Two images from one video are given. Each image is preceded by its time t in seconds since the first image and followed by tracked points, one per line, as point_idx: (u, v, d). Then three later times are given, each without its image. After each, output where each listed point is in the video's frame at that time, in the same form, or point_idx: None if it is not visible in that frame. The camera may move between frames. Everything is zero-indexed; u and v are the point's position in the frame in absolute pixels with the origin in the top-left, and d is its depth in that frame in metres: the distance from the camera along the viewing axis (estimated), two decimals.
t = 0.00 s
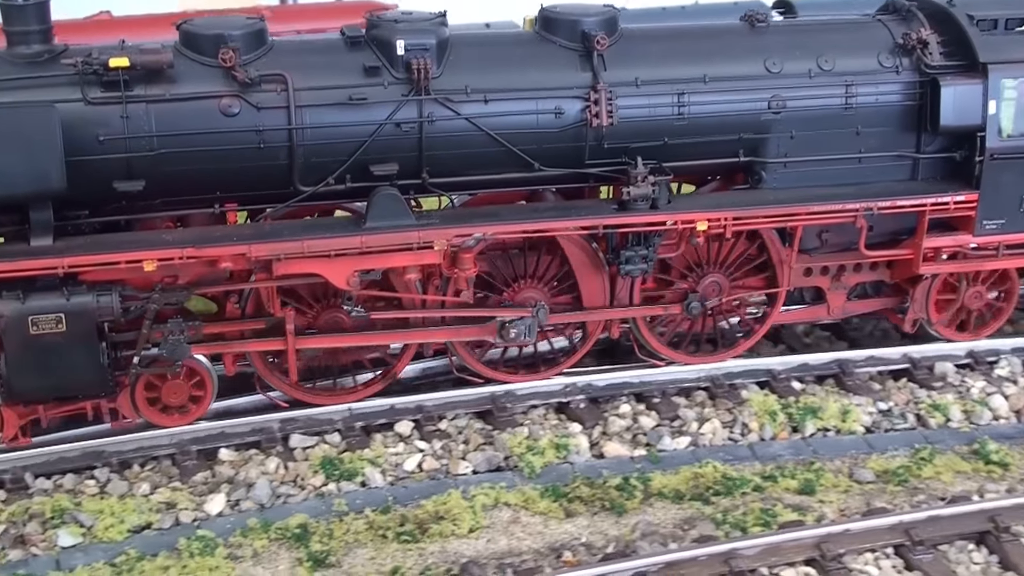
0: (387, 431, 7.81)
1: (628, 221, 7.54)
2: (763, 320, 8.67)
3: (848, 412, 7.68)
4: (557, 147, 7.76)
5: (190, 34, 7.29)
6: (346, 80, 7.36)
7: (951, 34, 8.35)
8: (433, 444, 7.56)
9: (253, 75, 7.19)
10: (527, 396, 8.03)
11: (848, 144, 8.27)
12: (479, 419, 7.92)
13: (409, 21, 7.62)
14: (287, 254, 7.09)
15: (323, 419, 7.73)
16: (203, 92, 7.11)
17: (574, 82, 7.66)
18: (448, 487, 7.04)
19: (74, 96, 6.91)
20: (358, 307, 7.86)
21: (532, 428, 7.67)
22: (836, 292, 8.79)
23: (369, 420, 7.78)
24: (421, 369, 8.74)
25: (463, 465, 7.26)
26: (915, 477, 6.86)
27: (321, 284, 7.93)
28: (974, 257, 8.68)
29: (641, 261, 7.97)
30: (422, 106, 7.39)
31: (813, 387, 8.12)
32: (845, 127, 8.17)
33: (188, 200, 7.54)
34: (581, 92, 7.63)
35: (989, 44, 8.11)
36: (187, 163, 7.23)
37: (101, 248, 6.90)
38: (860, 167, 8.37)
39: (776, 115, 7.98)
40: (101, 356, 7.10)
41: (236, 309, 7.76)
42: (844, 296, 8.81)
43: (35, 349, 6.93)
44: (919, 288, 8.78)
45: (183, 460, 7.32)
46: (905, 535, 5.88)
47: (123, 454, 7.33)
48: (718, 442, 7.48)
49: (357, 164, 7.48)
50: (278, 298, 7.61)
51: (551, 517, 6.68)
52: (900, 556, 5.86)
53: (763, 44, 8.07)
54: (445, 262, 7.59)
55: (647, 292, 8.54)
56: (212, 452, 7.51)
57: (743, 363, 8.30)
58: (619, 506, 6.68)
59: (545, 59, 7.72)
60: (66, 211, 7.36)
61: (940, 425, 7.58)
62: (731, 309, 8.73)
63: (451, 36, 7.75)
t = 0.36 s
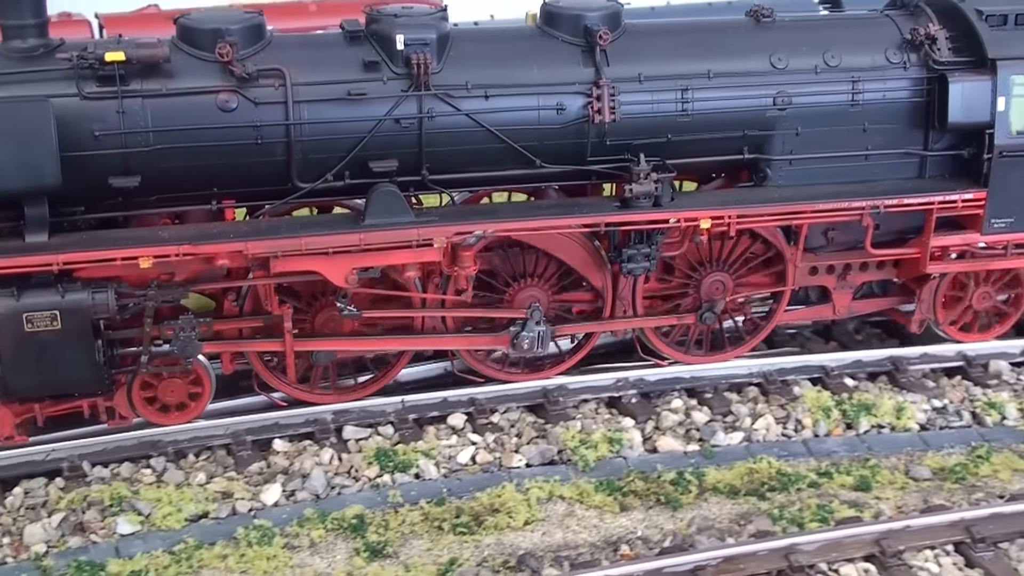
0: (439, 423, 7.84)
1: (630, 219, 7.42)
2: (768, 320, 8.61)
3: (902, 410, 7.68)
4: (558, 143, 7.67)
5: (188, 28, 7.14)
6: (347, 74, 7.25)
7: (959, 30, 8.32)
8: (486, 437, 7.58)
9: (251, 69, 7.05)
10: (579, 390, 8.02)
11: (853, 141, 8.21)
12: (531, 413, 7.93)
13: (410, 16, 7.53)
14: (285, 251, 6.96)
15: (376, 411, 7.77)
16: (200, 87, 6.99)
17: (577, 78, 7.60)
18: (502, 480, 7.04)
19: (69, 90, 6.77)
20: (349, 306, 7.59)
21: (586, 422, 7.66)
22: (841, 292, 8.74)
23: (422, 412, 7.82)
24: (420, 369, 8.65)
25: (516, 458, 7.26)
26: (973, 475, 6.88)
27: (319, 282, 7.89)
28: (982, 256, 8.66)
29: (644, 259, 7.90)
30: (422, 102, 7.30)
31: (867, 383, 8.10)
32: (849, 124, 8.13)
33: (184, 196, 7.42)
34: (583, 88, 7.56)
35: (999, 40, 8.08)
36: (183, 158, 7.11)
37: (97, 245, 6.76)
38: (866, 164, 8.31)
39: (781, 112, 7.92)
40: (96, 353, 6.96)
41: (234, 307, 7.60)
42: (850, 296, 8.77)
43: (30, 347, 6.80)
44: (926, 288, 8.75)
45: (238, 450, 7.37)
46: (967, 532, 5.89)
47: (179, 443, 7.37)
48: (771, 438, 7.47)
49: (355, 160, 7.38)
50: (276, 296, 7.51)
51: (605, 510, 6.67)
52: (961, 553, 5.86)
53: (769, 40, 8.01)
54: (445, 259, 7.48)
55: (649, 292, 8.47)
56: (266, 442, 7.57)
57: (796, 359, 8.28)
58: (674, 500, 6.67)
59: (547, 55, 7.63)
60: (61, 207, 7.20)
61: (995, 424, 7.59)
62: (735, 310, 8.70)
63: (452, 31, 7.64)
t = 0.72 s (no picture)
0: (496, 417, 7.88)
1: (629, 217, 7.33)
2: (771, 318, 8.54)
3: (960, 406, 7.66)
4: (557, 141, 7.52)
5: (180, 21, 6.95)
6: (341, 70, 7.09)
7: (964, 26, 8.16)
8: (542, 430, 7.60)
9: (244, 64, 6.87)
10: (635, 385, 8.05)
11: (858, 140, 8.07)
12: (587, 407, 7.96)
13: (407, 10, 7.33)
14: (279, 249, 6.83)
15: (433, 404, 7.82)
16: (192, 82, 6.81)
17: (575, 74, 7.44)
18: (560, 473, 7.06)
19: (60, 85, 6.60)
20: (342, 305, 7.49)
21: (642, 417, 7.67)
22: (845, 292, 8.61)
23: (478, 405, 7.87)
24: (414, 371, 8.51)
25: (574, 452, 7.29)
26: None
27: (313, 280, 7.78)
28: (987, 255, 8.48)
29: (643, 258, 7.81)
30: (418, 98, 7.14)
31: (923, 380, 8.11)
32: (854, 122, 7.98)
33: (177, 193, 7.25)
34: (581, 85, 7.41)
35: (1006, 37, 7.93)
36: (177, 154, 6.93)
37: (89, 242, 6.61)
38: (870, 163, 8.15)
39: (783, 109, 7.76)
40: (87, 352, 6.84)
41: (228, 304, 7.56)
42: (854, 296, 8.64)
43: (21, 345, 6.67)
44: (930, 288, 8.65)
45: (296, 441, 7.45)
46: None
47: (237, 433, 7.45)
48: (829, 435, 7.44)
49: (350, 157, 7.23)
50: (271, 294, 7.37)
51: (664, 505, 6.68)
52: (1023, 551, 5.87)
53: (771, 36, 7.86)
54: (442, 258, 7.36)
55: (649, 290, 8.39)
56: (322, 433, 7.64)
57: (852, 356, 8.26)
58: (733, 495, 6.67)
59: (546, 51, 7.47)
60: (52, 203, 7.04)
61: None
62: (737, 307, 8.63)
63: (449, 26, 7.47)
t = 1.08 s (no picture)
0: (547, 411, 7.87)
1: (628, 216, 7.26)
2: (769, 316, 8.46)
3: (1017, 406, 7.63)
4: (555, 138, 7.49)
5: (173, 17, 6.95)
6: (336, 66, 7.06)
7: (972, 23, 8.09)
8: (595, 425, 7.58)
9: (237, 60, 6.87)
10: (687, 380, 8.02)
11: (862, 138, 8.01)
12: (638, 402, 7.94)
13: (404, 6, 7.33)
14: (272, 247, 6.78)
15: (485, 397, 7.82)
16: (185, 79, 6.82)
17: (574, 70, 7.39)
18: (613, 468, 7.05)
19: (51, 81, 6.61)
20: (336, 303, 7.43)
21: (695, 412, 7.63)
22: (849, 291, 8.54)
23: (530, 399, 7.86)
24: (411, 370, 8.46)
25: (627, 447, 7.26)
26: None
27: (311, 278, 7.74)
28: (993, 256, 8.38)
29: (643, 258, 7.72)
30: (414, 95, 7.10)
31: (978, 378, 8.09)
32: (858, 120, 7.91)
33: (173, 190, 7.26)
34: (581, 81, 7.35)
35: (1014, 34, 7.89)
36: (169, 151, 6.94)
37: (78, 239, 6.62)
38: (875, 161, 8.09)
39: (787, 107, 7.71)
40: (78, 350, 6.82)
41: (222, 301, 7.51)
42: (858, 296, 8.56)
43: (10, 343, 6.66)
44: (935, 289, 8.53)
45: (348, 434, 7.44)
46: None
47: (290, 425, 7.47)
48: (884, 433, 7.40)
49: (346, 154, 7.21)
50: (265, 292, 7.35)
51: (719, 501, 6.64)
52: None
53: (774, 32, 7.79)
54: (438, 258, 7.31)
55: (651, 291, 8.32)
56: (375, 426, 7.65)
57: (905, 354, 8.21)
58: (788, 492, 6.63)
59: (545, 47, 7.41)
60: (43, 200, 7.06)
61: None
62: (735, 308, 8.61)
63: (447, 21, 7.43)
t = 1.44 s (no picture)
0: (603, 407, 7.82)
1: (628, 216, 7.09)
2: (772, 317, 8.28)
3: None
4: (553, 135, 7.30)
5: (163, 9, 6.79)
6: (327, 60, 6.88)
7: (982, 19, 7.85)
8: (652, 422, 7.52)
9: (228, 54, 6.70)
10: (744, 376, 7.95)
11: (868, 136, 7.81)
12: (694, 400, 7.88)
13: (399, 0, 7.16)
14: (263, 246, 6.63)
15: (540, 393, 7.79)
16: (177, 73, 6.66)
17: (573, 66, 7.19)
18: (673, 466, 6.99)
19: (39, 75, 6.47)
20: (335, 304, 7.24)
21: (753, 410, 7.56)
22: (853, 292, 8.33)
23: (586, 395, 7.81)
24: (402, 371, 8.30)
25: (685, 445, 7.20)
26: None
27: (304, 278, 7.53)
28: (1001, 257, 8.23)
29: (643, 258, 7.55)
30: (408, 91, 6.93)
31: None
32: (863, 117, 7.71)
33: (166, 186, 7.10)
34: (581, 77, 7.16)
35: None
36: (160, 147, 6.78)
37: (66, 237, 6.48)
38: (880, 160, 7.90)
39: (789, 104, 7.51)
40: (65, 351, 6.69)
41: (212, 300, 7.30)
42: (862, 297, 8.38)
43: None
44: (942, 290, 8.31)
45: (404, 428, 7.44)
46: None
47: (345, 418, 7.45)
48: (946, 433, 7.33)
49: (339, 151, 7.04)
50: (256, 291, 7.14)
51: (781, 501, 6.57)
52: None
53: (777, 27, 7.58)
54: (433, 257, 7.13)
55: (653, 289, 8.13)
56: (430, 420, 7.64)
57: (966, 353, 8.18)
58: (852, 492, 6.56)
59: (543, 42, 7.21)
60: (30, 196, 6.92)
61: None
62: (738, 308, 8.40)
63: (444, 15, 7.24)
